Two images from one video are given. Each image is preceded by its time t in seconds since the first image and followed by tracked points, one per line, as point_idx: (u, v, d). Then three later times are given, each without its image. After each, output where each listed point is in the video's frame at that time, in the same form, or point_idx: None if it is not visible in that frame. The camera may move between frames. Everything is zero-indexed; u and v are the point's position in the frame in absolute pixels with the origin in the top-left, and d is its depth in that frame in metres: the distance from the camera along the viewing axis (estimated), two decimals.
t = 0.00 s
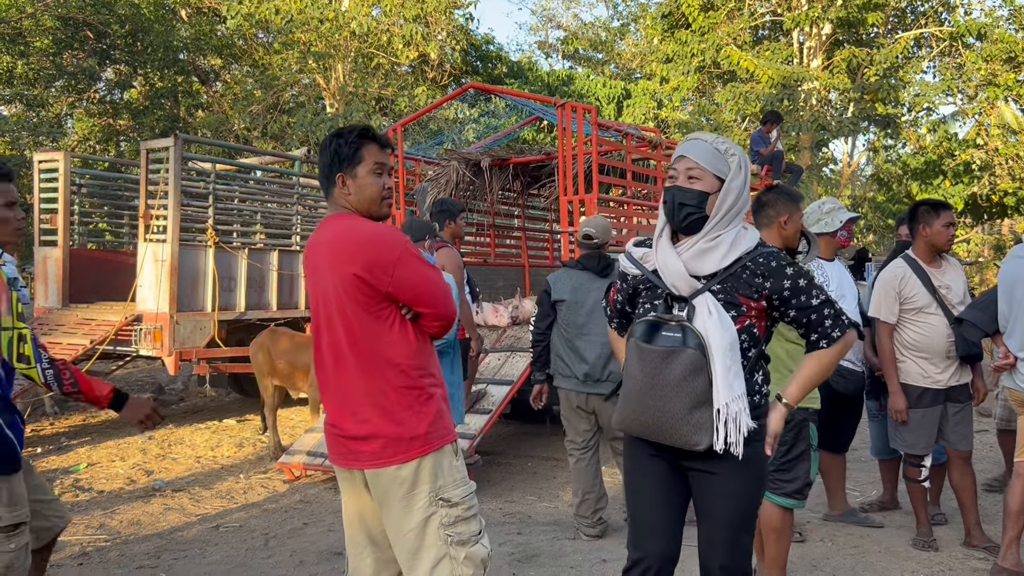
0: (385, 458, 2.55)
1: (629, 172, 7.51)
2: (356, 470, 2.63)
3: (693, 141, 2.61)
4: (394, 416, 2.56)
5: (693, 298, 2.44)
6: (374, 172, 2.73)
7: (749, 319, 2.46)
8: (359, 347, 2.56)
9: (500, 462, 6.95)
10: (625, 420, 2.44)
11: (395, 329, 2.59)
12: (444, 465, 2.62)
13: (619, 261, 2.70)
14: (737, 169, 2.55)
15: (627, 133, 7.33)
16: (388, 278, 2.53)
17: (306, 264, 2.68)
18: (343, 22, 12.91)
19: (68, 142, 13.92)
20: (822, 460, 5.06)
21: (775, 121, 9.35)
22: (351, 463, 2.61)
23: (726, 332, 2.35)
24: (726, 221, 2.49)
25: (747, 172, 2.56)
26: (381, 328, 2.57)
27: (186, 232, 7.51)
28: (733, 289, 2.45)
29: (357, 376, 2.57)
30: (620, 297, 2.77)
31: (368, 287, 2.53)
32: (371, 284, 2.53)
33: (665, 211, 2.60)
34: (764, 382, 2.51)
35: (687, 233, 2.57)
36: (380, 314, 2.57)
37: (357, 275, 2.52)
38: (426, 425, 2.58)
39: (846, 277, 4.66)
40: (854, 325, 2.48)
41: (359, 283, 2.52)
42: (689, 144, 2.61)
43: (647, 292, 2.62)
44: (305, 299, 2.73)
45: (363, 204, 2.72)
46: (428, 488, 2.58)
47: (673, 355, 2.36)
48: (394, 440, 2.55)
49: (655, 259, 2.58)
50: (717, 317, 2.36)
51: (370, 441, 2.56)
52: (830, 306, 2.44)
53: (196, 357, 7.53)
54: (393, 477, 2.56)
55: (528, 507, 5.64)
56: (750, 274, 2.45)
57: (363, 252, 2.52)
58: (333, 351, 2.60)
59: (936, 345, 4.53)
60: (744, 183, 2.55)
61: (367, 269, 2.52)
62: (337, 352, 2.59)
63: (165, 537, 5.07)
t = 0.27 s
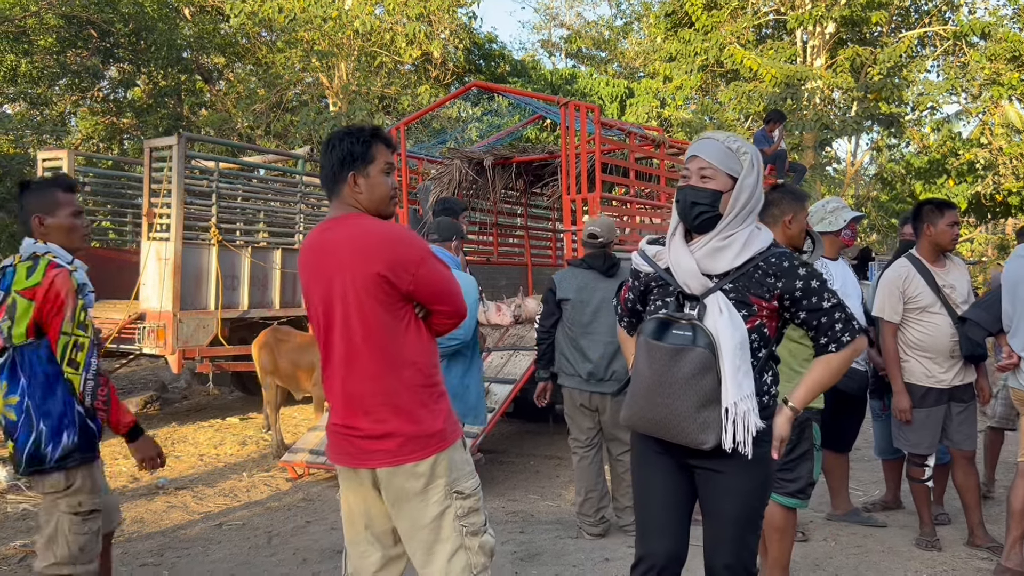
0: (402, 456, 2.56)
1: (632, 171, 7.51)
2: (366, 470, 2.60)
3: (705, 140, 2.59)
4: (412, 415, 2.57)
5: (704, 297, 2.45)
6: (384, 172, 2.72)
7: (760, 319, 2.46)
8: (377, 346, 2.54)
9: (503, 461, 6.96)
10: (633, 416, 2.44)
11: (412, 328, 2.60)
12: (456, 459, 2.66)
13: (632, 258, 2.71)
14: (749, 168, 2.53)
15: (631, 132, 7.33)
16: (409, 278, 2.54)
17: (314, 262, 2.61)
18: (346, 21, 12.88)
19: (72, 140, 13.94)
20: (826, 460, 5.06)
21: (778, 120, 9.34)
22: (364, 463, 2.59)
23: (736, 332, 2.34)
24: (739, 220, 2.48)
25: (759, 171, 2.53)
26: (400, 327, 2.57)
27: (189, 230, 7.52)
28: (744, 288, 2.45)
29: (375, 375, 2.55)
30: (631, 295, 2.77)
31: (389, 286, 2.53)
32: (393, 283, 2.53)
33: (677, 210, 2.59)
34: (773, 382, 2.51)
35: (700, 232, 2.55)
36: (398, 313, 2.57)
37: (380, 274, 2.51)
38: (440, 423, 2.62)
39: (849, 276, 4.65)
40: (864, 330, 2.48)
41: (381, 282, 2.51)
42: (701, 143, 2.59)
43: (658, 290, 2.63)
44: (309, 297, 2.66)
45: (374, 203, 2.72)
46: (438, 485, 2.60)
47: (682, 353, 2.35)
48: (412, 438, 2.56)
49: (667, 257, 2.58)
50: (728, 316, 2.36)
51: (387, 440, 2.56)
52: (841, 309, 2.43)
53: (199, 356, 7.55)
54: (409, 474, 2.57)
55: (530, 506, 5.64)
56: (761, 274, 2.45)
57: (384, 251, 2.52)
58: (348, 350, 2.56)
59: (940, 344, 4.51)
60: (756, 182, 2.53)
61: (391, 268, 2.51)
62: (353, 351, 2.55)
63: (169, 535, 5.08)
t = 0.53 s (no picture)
0: (417, 453, 2.57)
1: (636, 169, 7.50)
2: (377, 468, 2.60)
3: (714, 139, 2.57)
4: (427, 412, 2.59)
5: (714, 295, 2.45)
6: (394, 171, 2.73)
7: (768, 318, 2.46)
8: (396, 345, 2.54)
9: (506, 459, 6.96)
10: (638, 412, 2.45)
11: (426, 327, 2.62)
12: (463, 456, 2.71)
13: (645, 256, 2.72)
14: (759, 168, 2.52)
15: (635, 131, 7.32)
16: (427, 277, 2.56)
17: (327, 260, 2.58)
18: (350, 19, 12.84)
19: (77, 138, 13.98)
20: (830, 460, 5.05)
21: (782, 119, 9.33)
22: (376, 461, 2.58)
23: (744, 331, 2.33)
24: (751, 220, 2.49)
25: (768, 171, 2.53)
26: (416, 326, 2.58)
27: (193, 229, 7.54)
28: (752, 287, 2.45)
29: (393, 374, 2.55)
30: (643, 293, 2.78)
31: (408, 285, 2.54)
32: (413, 282, 2.54)
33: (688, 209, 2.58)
34: (779, 382, 2.51)
35: (710, 231, 2.55)
36: (415, 312, 2.58)
37: (400, 273, 2.51)
38: (451, 420, 2.65)
39: (854, 276, 4.65)
40: (871, 334, 2.45)
41: (401, 281, 2.52)
42: (710, 143, 2.58)
43: (669, 287, 2.63)
44: (319, 296, 2.61)
45: (384, 202, 2.72)
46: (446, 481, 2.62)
47: (688, 349, 2.35)
48: (428, 435, 2.58)
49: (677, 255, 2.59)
50: (736, 314, 2.36)
51: (402, 438, 2.56)
52: (849, 313, 2.41)
53: (204, 353, 7.58)
54: (421, 471, 2.58)
55: (533, 504, 5.65)
56: (770, 272, 2.45)
57: (403, 250, 2.52)
58: (365, 349, 2.54)
59: (945, 344, 4.51)
60: (765, 183, 2.52)
61: (411, 267, 2.52)
62: (369, 349, 2.54)
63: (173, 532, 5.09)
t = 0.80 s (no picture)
0: (436, 450, 2.59)
1: (641, 168, 7.50)
2: (395, 465, 2.60)
3: (731, 137, 2.57)
4: (447, 409, 2.61)
5: (723, 291, 2.43)
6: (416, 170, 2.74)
7: (776, 313, 2.44)
8: (419, 344, 2.55)
9: (511, 458, 6.97)
10: (648, 409, 2.44)
11: (446, 326, 2.64)
12: (477, 453, 2.74)
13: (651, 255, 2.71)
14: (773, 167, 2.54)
15: (640, 130, 7.32)
16: (450, 276, 2.58)
17: (349, 258, 2.57)
18: (356, 18, 12.82)
19: (83, 137, 14.01)
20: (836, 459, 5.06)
21: (788, 118, 9.33)
22: (396, 458, 2.58)
23: (756, 327, 2.34)
24: (761, 215, 2.52)
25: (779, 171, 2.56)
26: (437, 325, 2.60)
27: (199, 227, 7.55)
28: (763, 282, 2.45)
29: (416, 372, 2.56)
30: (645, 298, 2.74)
31: (432, 284, 2.55)
32: (436, 281, 2.55)
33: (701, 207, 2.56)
34: (787, 381, 2.48)
35: (724, 228, 2.53)
36: (436, 311, 2.59)
37: (425, 272, 2.52)
38: (468, 417, 2.68)
39: (860, 275, 4.64)
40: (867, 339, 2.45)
41: (425, 280, 2.53)
42: (725, 141, 2.57)
43: (674, 285, 2.61)
44: (339, 294, 2.60)
45: (406, 200, 2.71)
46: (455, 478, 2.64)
47: (701, 345, 2.36)
48: (447, 432, 2.60)
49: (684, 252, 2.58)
50: (746, 309, 2.36)
51: (423, 435, 2.58)
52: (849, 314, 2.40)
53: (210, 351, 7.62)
54: (439, 467, 2.61)
55: (538, 503, 5.65)
56: (779, 268, 2.45)
57: (427, 250, 2.54)
58: (387, 347, 2.54)
59: (951, 344, 4.50)
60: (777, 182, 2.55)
61: (436, 266, 2.54)
62: (392, 347, 2.54)
63: (179, 530, 5.10)
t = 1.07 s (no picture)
0: (464, 444, 2.62)
1: (647, 167, 7.48)
2: (422, 461, 2.61)
3: (730, 134, 2.58)
4: (474, 404, 2.65)
5: (729, 288, 2.45)
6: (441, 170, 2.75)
7: (782, 306, 2.46)
8: (450, 340, 2.58)
9: (517, 457, 6.97)
10: (658, 410, 2.41)
11: (472, 323, 2.67)
12: (497, 450, 2.76)
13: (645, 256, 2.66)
14: (771, 164, 2.56)
15: (646, 128, 7.31)
16: (478, 274, 2.61)
17: (378, 255, 2.57)
18: (361, 17, 12.89)
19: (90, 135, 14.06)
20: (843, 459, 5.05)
21: (794, 117, 9.31)
22: (425, 453, 2.60)
23: (766, 323, 2.36)
24: (760, 212, 2.54)
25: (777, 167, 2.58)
26: (465, 322, 2.63)
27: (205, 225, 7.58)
28: (766, 277, 2.47)
29: (446, 367, 2.58)
30: (639, 302, 2.71)
31: (461, 282, 2.58)
32: (466, 279, 2.58)
33: (705, 205, 2.56)
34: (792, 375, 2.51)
35: (723, 225, 2.55)
36: (464, 308, 2.62)
37: (456, 270, 2.55)
38: (490, 412, 2.72)
39: (867, 275, 4.62)
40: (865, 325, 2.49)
41: (456, 278, 2.56)
42: (725, 137, 2.58)
43: (675, 285, 2.58)
44: (365, 291, 2.59)
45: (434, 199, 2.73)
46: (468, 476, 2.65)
47: (716, 341, 2.35)
48: (474, 426, 2.64)
49: (685, 250, 2.58)
50: (755, 304, 2.38)
51: (452, 430, 2.60)
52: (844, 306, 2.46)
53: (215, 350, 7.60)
54: (466, 462, 2.64)
55: (544, 502, 5.65)
56: (781, 261, 2.49)
57: (458, 248, 2.57)
58: (418, 343, 2.55)
59: (959, 344, 4.48)
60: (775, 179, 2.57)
61: (467, 265, 2.57)
62: (422, 343, 2.55)
63: (186, 527, 5.12)
